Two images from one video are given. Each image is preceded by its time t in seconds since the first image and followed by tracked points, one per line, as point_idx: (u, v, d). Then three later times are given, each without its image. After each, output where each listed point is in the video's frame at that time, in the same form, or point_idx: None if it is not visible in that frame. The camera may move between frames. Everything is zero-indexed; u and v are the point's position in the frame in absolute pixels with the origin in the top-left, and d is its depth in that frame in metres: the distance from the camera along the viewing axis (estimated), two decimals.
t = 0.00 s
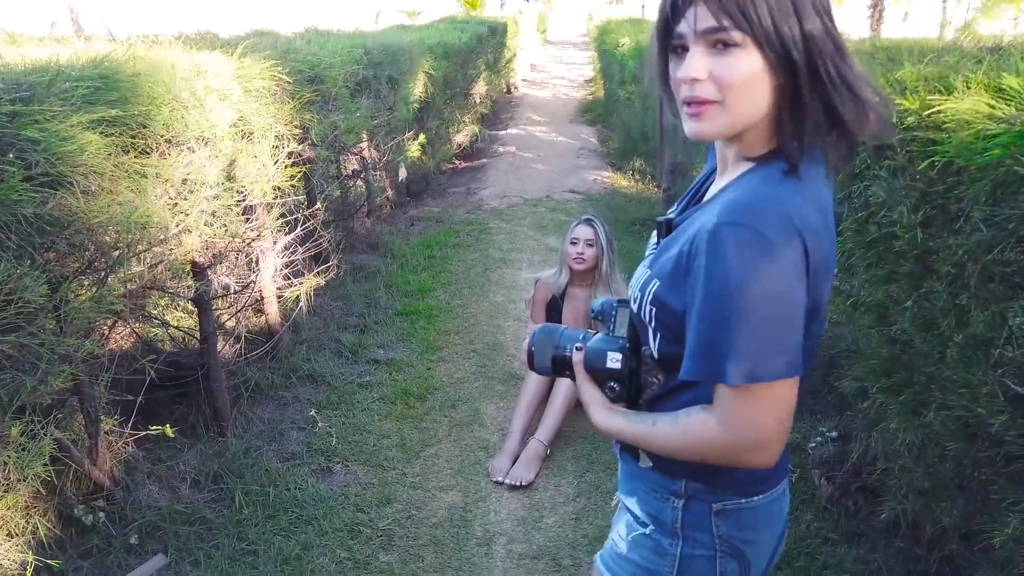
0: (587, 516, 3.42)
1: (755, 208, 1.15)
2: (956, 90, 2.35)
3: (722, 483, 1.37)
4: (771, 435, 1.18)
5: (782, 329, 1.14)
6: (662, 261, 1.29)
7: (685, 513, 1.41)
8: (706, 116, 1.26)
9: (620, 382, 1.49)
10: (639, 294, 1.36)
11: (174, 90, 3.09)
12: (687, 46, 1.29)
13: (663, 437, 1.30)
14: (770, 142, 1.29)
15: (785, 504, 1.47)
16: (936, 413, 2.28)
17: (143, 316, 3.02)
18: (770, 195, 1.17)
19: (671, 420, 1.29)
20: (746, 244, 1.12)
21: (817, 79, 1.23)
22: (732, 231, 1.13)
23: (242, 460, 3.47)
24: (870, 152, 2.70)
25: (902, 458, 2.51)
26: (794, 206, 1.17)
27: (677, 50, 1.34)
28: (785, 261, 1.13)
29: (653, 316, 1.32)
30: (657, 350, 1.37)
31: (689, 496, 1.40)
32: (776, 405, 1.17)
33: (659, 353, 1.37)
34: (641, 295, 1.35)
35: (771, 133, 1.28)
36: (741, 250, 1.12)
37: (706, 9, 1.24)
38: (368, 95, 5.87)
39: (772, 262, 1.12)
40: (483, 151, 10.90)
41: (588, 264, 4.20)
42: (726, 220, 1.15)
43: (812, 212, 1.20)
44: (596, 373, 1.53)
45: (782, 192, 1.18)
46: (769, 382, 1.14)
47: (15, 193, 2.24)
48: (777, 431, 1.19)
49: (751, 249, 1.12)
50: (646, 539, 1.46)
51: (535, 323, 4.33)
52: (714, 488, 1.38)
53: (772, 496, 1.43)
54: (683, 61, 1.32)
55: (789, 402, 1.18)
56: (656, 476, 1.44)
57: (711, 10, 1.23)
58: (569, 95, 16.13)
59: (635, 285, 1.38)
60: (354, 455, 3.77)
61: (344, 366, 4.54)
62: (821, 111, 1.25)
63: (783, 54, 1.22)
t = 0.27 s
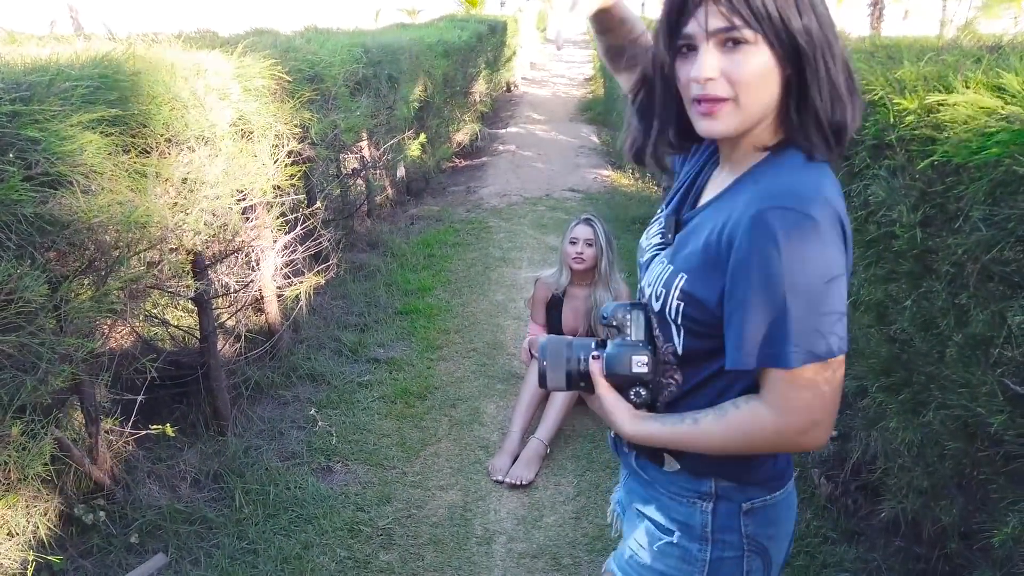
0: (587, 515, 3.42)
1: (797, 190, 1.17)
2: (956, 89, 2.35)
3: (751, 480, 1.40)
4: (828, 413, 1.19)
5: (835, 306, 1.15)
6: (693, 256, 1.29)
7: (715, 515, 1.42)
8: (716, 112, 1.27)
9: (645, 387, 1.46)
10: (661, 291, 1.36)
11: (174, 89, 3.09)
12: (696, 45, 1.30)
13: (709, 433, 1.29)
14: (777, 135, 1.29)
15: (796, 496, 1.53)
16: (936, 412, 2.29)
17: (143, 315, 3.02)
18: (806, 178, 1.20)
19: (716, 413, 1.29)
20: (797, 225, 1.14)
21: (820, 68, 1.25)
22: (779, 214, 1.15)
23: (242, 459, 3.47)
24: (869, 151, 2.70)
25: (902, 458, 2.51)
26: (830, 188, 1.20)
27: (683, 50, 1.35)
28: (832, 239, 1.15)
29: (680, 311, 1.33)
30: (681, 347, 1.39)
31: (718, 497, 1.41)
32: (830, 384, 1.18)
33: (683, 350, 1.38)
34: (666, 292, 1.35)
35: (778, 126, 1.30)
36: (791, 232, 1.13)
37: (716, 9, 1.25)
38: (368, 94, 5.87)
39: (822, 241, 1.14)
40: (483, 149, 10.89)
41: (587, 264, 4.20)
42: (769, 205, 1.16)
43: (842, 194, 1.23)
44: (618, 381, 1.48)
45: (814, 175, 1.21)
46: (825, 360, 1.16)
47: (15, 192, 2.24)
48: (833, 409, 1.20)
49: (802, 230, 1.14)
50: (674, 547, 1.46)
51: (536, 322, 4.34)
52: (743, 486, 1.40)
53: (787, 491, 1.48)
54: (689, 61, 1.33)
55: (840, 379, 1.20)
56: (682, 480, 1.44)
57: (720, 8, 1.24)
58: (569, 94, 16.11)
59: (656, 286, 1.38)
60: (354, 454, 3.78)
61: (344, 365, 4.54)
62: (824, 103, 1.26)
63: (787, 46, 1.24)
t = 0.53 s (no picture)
0: (587, 515, 3.43)
1: (800, 193, 1.17)
2: (956, 89, 2.36)
3: (749, 481, 1.40)
4: (833, 412, 1.21)
5: (839, 305, 1.16)
6: (695, 260, 1.29)
7: (713, 515, 1.42)
8: (706, 106, 1.29)
9: (647, 391, 1.44)
10: (662, 297, 1.36)
11: (175, 89, 3.10)
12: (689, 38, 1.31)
13: (718, 437, 1.30)
14: (773, 136, 1.30)
15: (792, 497, 1.53)
16: (936, 412, 2.29)
17: (143, 315, 3.02)
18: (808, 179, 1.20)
19: (723, 416, 1.31)
20: (802, 229, 1.13)
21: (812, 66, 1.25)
22: (785, 219, 1.14)
23: (242, 459, 3.48)
24: (869, 151, 2.70)
25: (902, 458, 2.52)
26: (831, 189, 1.21)
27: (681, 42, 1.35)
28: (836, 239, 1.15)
29: (683, 316, 1.33)
30: (683, 351, 1.39)
31: (717, 498, 1.41)
32: (834, 381, 1.19)
33: (685, 353, 1.39)
34: (667, 298, 1.35)
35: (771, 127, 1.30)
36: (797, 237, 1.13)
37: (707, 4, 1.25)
38: (368, 95, 5.87)
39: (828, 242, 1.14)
40: (483, 150, 10.89)
41: (587, 265, 4.20)
42: (774, 210, 1.16)
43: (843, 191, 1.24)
44: (620, 386, 1.46)
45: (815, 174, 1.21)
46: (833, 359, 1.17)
47: (16, 193, 2.25)
48: (836, 405, 1.21)
49: (808, 234, 1.13)
50: (672, 548, 1.46)
51: (535, 323, 4.34)
52: (742, 487, 1.41)
53: (785, 491, 1.49)
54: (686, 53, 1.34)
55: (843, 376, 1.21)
56: (680, 482, 1.44)
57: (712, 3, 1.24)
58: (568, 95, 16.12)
59: (656, 290, 1.38)
60: (354, 454, 3.78)
61: (345, 365, 4.55)
62: (817, 101, 1.26)
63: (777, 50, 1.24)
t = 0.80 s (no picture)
0: (587, 516, 3.43)
1: (714, 224, 1.18)
2: (955, 92, 2.37)
3: (701, 483, 1.37)
4: (725, 447, 1.19)
5: (731, 342, 1.15)
6: (633, 272, 1.32)
7: (664, 510, 1.41)
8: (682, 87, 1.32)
9: (602, 385, 1.50)
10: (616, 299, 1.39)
11: (176, 91, 3.10)
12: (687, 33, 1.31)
13: (631, 442, 1.31)
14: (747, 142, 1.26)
15: (769, 508, 1.47)
16: (936, 414, 2.29)
17: (144, 316, 3.02)
18: (726, 212, 1.20)
19: (640, 423, 1.31)
20: (701, 259, 1.15)
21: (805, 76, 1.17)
22: (688, 246, 1.16)
23: (243, 460, 3.48)
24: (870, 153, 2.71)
25: (902, 459, 2.52)
26: (750, 226, 1.20)
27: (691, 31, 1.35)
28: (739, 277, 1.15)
29: (628, 319, 1.34)
30: (634, 350, 1.38)
31: (668, 493, 1.40)
32: (725, 417, 1.18)
33: (636, 353, 1.38)
34: (618, 301, 1.38)
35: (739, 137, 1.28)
36: (694, 263, 1.15)
37: None
38: (368, 96, 5.87)
39: (722, 276, 1.14)
40: (483, 151, 10.90)
41: (586, 265, 4.21)
42: (681, 235, 1.17)
43: (768, 228, 1.21)
44: (579, 375, 1.54)
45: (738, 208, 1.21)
46: (716, 394, 1.16)
47: (18, 195, 2.25)
48: (730, 445, 1.19)
49: (707, 264, 1.14)
50: (628, 533, 1.48)
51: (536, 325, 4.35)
52: (692, 488, 1.38)
53: (753, 501, 1.43)
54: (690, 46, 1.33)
55: (743, 416, 1.19)
56: (639, 474, 1.44)
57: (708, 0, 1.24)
58: (569, 95, 16.12)
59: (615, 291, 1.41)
60: (355, 456, 3.78)
61: (345, 366, 4.55)
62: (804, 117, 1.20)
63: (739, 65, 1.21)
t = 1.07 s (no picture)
0: (587, 517, 3.43)
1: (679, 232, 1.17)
2: (955, 93, 2.36)
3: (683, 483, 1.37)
4: (689, 453, 1.21)
5: (695, 351, 1.16)
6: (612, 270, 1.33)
7: (648, 508, 1.42)
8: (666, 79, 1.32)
9: (589, 380, 1.51)
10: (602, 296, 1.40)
11: (175, 92, 3.10)
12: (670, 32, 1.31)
13: (609, 439, 1.34)
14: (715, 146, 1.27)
15: (758, 511, 1.46)
16: (935, 416, 2.29)
17: (143, 317, 3.02)
18: (691, 218, 1.19)
19: (620, 421, 1.33)
20: (662, 268, 1.15)
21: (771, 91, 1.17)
22: (651, 255, 1.16)
23: (243, 461, 3.48)
24: (870, 155, 2.71)
25: (902, 461, 2.52)
26: (719, 231, 1.19)
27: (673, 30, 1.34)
28: (703, 286, 1.15)
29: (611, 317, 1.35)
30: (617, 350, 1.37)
31: (652, 492, 1.41)
32: (690, 423, 1.19)
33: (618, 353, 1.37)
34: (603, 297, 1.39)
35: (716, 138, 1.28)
36: (657, 273, 1.15)
37: None
38: (368, 97, 5.88)
39: (685, 287, 1.15)
40: (483, 152, 10.91)
41: (584, 266, 4.20)
42: (646, 243, 1.18)
43: (735, 233, 1.20)
44: (569, 369, 1.56)
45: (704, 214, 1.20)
46: (680, 401, 1.18)
47: (16, 197, 2.25)
48: (696, 449, 1.21)
49: (666, 273, 1.14)
50: (615, 529, 1.49)
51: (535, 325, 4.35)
52: (675, 488, 1.38)
53: (739, 502, 1.42)
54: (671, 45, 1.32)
55: (708, 422, 1.20)
56: (626, 472, 1.45)
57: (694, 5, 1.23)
58: (569, 96, 16.13)
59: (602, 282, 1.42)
60: (354, 457, 3.78)
61: (345, 367, 4.55)
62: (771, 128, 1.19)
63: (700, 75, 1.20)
